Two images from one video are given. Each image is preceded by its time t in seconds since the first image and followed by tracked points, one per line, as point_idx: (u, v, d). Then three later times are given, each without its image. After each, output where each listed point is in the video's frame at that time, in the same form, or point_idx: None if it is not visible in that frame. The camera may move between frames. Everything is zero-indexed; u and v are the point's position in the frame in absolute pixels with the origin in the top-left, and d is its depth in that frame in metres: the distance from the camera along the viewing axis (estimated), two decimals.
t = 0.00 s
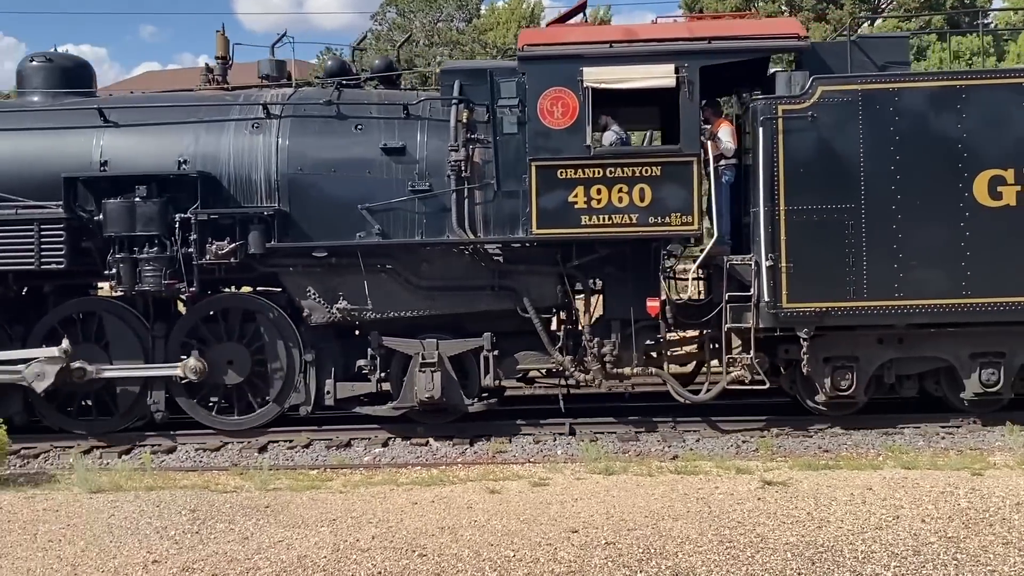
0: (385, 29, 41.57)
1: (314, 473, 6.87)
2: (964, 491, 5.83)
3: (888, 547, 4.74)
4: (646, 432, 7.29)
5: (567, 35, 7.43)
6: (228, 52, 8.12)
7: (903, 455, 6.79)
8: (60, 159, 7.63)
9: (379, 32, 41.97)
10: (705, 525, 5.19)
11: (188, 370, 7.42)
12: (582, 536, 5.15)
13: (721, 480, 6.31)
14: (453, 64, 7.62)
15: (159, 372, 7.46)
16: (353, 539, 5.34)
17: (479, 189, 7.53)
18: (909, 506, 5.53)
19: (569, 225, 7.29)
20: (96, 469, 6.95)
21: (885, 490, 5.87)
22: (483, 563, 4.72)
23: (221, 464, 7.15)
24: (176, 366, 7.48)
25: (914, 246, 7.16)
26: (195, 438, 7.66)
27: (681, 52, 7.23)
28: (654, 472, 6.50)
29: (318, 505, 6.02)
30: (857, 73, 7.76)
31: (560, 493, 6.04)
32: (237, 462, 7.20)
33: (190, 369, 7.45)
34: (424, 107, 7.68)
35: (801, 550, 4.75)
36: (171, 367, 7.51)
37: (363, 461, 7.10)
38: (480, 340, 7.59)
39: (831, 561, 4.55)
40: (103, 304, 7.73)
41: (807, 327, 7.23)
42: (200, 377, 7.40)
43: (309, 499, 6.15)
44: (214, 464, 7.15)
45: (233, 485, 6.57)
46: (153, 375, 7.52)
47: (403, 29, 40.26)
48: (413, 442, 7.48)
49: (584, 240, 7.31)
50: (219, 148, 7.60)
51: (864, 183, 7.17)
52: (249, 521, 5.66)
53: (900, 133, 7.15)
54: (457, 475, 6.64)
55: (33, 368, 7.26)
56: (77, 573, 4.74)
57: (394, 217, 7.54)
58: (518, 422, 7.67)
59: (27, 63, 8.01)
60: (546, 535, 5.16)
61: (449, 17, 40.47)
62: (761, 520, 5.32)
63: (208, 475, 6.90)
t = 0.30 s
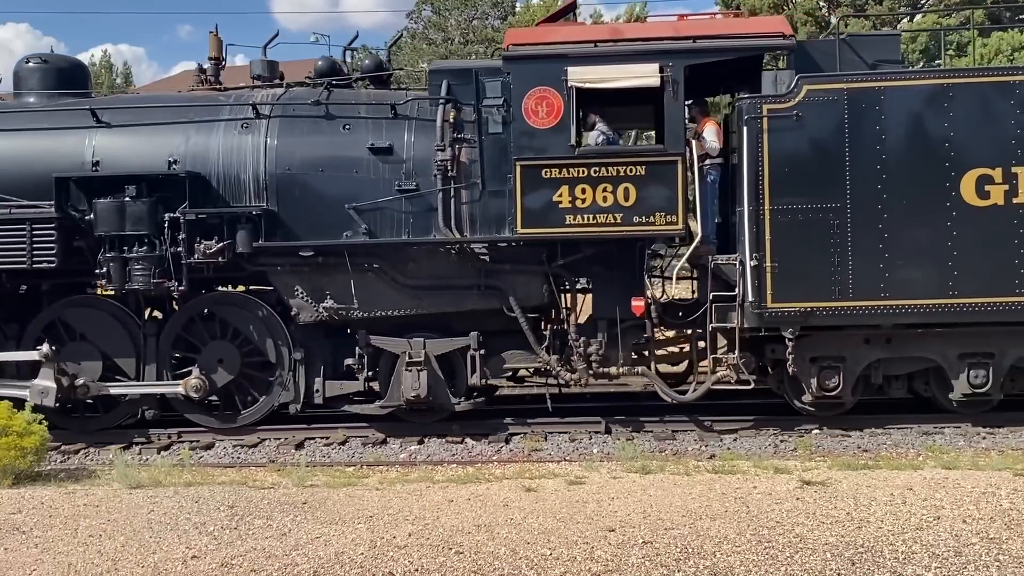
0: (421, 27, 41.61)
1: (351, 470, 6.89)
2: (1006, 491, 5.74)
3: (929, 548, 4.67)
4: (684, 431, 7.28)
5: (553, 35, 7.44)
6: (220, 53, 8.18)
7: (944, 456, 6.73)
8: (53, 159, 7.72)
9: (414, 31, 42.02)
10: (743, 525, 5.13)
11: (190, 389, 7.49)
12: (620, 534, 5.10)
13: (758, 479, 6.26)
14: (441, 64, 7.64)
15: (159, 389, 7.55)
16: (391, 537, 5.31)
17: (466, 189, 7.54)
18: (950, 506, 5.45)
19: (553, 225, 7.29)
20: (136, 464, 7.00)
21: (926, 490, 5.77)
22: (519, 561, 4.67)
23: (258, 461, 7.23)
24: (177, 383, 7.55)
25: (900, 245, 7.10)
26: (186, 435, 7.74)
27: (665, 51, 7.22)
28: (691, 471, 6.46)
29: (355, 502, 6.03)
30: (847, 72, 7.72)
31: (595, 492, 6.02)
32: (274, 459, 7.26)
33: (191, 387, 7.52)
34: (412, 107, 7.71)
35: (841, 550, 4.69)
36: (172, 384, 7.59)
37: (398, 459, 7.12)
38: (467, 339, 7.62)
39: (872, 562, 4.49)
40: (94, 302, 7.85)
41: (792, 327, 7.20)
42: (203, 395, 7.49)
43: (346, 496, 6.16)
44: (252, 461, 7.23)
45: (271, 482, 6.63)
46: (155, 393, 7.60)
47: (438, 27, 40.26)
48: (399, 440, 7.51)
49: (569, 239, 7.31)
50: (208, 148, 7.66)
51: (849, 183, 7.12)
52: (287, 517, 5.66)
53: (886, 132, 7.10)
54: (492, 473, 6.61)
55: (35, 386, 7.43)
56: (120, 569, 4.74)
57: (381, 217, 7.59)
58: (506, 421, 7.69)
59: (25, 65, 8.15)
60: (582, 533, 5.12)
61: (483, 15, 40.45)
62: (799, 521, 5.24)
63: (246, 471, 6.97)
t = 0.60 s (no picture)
0: (454, 26, 41.65)
1: (386, 467, 6.89)
2: None
3: (967, 549, 4.63)
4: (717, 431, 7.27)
5: (538, 35, 7.45)
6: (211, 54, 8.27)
7: (981, 456, 6.65)
8: (47, 160, 7.82)
9: (447, 30, 42.08)
10: (779, 524, 5.10)
11: (200, 396, 7.56)
12: (655, 533, 5.08)
13: (794, 479, 6.23)
14: (429, 65, 7.68)
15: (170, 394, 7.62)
16: (426, 534, 5.31)
17: (452, 189, 7.58)
18: (988, 507, 5.41)
19: (536, 225, 7.32)
20: (173, 461, 7.05)
21: (964, 490, 5.71)
22: (555, 559, 4.67)
23: (294, 458, 7.25)
24: (185, 388, 7.61)
25: (883, 245, 7.07)
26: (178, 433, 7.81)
27: (647, 52, 7.23)
28: (727, 471, 6.43)
29: (389, 499, 6.03)
30: (833, 71, 7.70)
31: (630, 491, 6.03)
32: (309, 456, 7.28)
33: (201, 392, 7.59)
34: (400, 108, 7.75)
35: (877, 551, 4.65)
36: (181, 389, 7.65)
37: (432, 456, 7.12)
38: (453, 339, 7.65)
39: (910, 562, 4.47)
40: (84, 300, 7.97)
41: (774, 327, 7.19)
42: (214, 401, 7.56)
43: (381, 493, 6.17)
44: (286, 458, 7.24)
45: (306, 479, 6.65)
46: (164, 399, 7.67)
47: (471, 26, 40.28)
48: (387, 438, 7.57)
49: (553, 239, 7.33)
50: (197, 149, 7.74)
51: (833, 183, 7.09)
52: (322, 514, 5.67)
53: (869, 132, 7.06)
54: (525, 472, 6.59)
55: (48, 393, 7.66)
56: (158, 565, 4.78)
57: (367, 217, 7.64)
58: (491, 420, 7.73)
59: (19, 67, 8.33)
60: (616, 533, 5.11)
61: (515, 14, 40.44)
62: (835, 521, 5.20)
63: (281, 468, 6.98)
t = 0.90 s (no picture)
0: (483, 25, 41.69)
1: (418, 466, 6.92)
2: None
3: (1003, 550, 4.61)
4: (750, 431, 7.28)
5: (521, 36, 7.48)
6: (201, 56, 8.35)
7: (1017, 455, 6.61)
8: (38, 161, 7.93)
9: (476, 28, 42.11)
10: (813, 525, 5.10)
11: (210, 388, 7.66)
12: (687, 533, 5.10)
13: (828, 479, 6.23)
14: (414, 65, 7.72)
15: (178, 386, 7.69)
16: (458, 532, 5.34)
17: (436, 190, 7.61)
18: None
19: (517, 225, 7.34)
20: (207, 458, 7.12)
21: (1000, 490, 5.68)
22: (586, 558, 4.70)
23: (325, 455, 7.31)
24: (195, 381, 7.72)
25: (864, 245, 7.05)
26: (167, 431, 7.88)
27: (627, 53, 7.24)
28: (760, 471, 6.44)
29: (421, 497, 6.06)
30: (818, 70, 7.67)
31: (661, 490, 6.06)
32: (341, 454, 7.32)
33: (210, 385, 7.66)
34: (385, 108, 7.79)
35: (913, 552, 4.64)
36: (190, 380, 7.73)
37: (463, 455, 7.14)
38: (437, 339, 7.69)
39: (945, 563, 4.46)
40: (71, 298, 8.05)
41: (754, 328, 7.19)
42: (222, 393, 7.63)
43: (413, 491, 6.22)
44: (317, 455, 7.30)
45: (338, 476, 6.69)
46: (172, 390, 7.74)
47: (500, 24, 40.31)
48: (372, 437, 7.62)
49: (534, 239, 7.35)
50: (185, 150, 7.82)
51: (813, 182, 7.09)
52: (354, 512, 5.72)
53: (849, 132, 7.05)
54: (556, 470, 6.60)
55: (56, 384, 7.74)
56: (193, 561, 4.84)
57: (352, 217, 7.69)
58: (477, 420, 7.77)
59: (13, 69, 8.45)
60: (648, 532, 5.13)
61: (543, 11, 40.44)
62: (869, 521, 5.20)
63: (314, 466, 7.02)
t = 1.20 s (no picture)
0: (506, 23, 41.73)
1: (446, 464, 6.93)
2: None
3: None
4: (780, 431, 7.26)
5: (503, 38, 7.52)
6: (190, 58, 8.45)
7: None
8: (28, 163, 8.05)
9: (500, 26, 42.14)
10: (844, 525, 5.08)
11: (207, 368, 7.71)
12: (717, 533, 5.09)
13: (860, 480, 6.19)
14: (398, 67, 7.77)
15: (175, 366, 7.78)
16: (485, 530, 5.34)
17: (418, 191, 7.66)
18: None
19: (497, 225, 7.37)
20: (238, 456, 7.16)
21: None
22: (615, 558, 4.69)
23: (354, 454, 7.32)
24: (193, 361, 7.79)
25: (841, 246, 7.05)
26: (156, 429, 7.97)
27: (605, 55, 7.26)
28: (790, 471, 6.44)
29: (450, 495, 6.06)
30: (799, 70, 7.67)
31: (690, 490, 6.05)
32: (370, 452, 7.35)
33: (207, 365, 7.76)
34: (369, 110, 7.84)
35: (945, 553, 4.61)
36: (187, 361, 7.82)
37: (491, 454, 7.15)
38: (420, 339, 7.74)
39: (978, 564, 4.43)
40: (54, 296, 8.13)
41: (732, 328, 7.22)
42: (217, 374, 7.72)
43: (442, 489, 6.23)
44: (347, 453, 7.31)
45: (366, 475, 6.70)
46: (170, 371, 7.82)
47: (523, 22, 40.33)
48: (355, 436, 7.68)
49: (514, 240, 7.39)
50: (171, 152, 7.91)
51: (790, 183, 7.10)
52: (383, 510, 5.74)
53: (827, 133, 7.05)
54: (584, 470, 6.60)
55: (57, 364, 7.81)
56: (224, 559, 4.84)
57: (335, 218, 7.75)
58: (460, 419, 7.83)
59: (6, 72, 8.56)
60: (677, 532, 5.12)
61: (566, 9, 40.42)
62: (901, 522, 5.17)
63: (344, 464, 7.05)
